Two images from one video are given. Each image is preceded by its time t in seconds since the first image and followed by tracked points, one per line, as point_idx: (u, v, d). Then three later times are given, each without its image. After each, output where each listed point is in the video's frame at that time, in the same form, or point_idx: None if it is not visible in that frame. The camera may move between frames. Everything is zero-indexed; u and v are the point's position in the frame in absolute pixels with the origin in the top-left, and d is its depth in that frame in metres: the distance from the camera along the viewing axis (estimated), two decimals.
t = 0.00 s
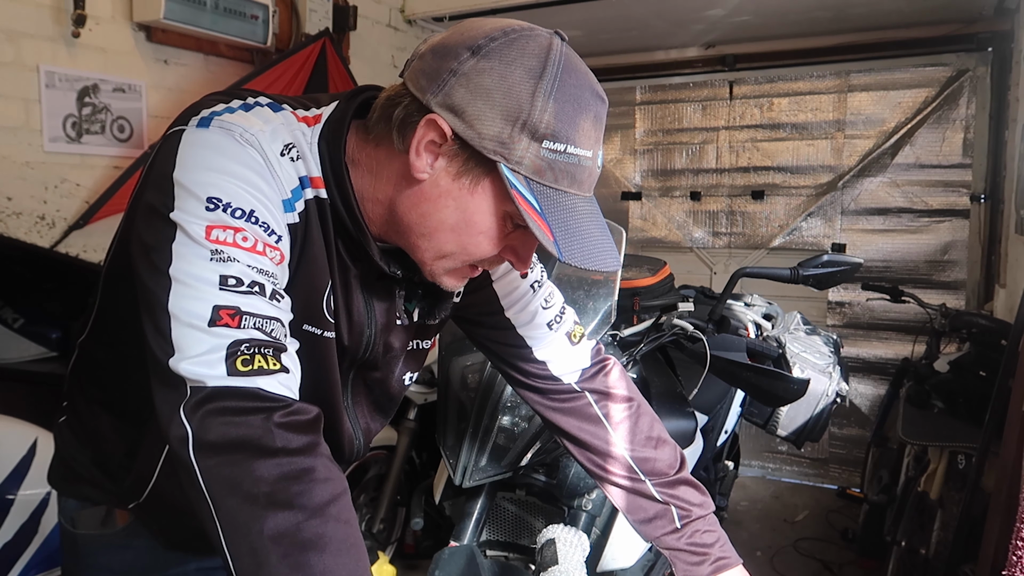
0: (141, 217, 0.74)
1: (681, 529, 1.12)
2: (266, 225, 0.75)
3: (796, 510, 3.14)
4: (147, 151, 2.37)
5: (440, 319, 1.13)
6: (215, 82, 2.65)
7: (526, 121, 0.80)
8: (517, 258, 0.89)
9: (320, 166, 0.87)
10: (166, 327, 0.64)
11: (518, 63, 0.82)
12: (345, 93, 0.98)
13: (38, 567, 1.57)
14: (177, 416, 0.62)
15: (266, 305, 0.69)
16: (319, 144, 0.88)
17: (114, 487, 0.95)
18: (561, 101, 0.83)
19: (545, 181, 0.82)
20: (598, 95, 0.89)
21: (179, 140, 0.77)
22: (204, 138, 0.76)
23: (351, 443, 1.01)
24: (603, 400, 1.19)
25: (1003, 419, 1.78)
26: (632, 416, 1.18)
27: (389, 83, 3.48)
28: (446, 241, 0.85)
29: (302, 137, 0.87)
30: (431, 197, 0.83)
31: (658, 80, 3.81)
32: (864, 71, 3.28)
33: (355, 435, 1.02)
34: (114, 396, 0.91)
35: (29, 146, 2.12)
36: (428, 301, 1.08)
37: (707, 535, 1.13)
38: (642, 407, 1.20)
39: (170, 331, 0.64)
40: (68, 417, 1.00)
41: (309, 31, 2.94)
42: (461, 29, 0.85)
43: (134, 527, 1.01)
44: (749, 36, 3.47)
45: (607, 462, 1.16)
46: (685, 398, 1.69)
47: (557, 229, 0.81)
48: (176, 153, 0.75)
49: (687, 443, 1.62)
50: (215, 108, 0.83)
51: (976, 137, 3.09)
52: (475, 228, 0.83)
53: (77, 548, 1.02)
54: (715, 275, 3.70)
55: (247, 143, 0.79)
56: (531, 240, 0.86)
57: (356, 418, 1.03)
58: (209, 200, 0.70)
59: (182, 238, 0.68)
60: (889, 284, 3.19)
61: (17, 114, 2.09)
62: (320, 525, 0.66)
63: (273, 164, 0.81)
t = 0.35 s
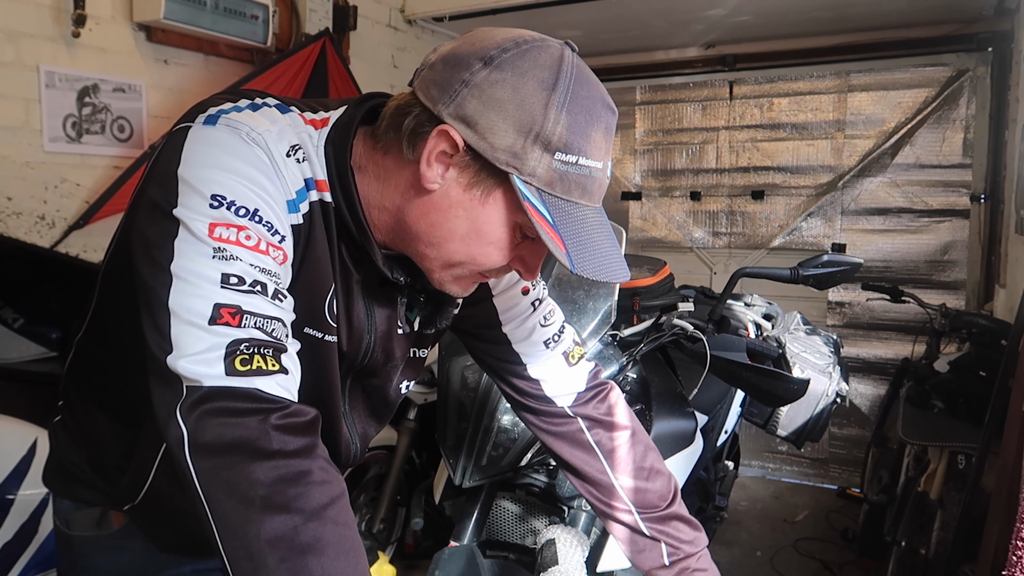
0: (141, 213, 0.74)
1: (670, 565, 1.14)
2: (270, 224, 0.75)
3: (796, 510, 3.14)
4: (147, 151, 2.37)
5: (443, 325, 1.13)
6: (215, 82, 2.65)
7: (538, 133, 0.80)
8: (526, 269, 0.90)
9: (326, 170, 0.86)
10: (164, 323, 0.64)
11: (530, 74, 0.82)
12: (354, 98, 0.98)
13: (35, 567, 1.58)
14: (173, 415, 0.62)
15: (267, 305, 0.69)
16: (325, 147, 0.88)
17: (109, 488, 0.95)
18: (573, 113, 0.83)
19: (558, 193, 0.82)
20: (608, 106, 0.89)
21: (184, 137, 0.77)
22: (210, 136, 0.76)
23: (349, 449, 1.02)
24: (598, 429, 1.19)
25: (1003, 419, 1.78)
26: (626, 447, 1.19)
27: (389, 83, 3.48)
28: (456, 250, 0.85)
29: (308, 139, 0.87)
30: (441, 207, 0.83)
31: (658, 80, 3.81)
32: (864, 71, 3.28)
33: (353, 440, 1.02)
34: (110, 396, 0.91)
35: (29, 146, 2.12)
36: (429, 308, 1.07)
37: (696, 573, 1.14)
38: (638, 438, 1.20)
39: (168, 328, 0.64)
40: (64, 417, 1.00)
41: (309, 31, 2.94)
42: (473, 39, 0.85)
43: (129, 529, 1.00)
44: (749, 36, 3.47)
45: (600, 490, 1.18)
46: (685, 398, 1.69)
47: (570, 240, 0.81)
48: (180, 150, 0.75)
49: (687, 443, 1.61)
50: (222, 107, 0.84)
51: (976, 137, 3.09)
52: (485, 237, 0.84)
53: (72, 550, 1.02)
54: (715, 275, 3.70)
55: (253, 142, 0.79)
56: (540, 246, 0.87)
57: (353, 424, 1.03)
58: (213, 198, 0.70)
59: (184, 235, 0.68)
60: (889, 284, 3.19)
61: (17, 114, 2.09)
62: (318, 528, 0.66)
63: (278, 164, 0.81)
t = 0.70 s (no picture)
0: (140, 211, 0.74)
1: (679, 529, 1.13)
2: (268, 222, 0.75)
3: (796, 510, 3.14)
4: (147, 151, 2.37)
5: (445, 324, 1.13)
6: (215, 82, 2.65)
7: (539, 134, 0.80)
8: (525, 269, 0.90)
9: (325, 168, 0.87)
10: (162, 321, 0.64)
11: (532, 74, 0.82)
12: (354, 95, 0.98)
13: (35, 568, 1.58)
14: (171, 417, 0.62)
15: (265, 303, 0.69)
16: (324, 143, 0.88)
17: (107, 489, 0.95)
18: (576, 114, 0.83)
19: (558, 195, 0.82)
20: (611, 107, 0.88)
21: (183, 134, 0.77)
22: (208, 134, 0.76)
23: (348, 449, 1.02)
24: (600, 402, 1.20)
25: (1003, 419, 1.78)
26: (629, 416, 1.20)
27: (389, 83, 3.47)
28: (455, 251, 0.85)
29: (306, 136, 0.87)
30: (442, 208, 0.83)
31: (658, 80, 3.81)
32: (864, 71, 3.28)
33: (353, 440, 1.02)
34: (108, 396, 0.91)
35: (29, 146, 2.12)
36: (429, 307, 1.07)
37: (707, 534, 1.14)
38: (639, 407, 1.21)
39: (166, 327, 0.64)
40: (62, 417, 1.00)
41: (309, 31, 2.94)
42: (476, 37, 0.85)
43: (127, 531, 1.00)
44: (749, 36, 3.47)
45: (605, 463, 1.18)
46: (685, 398, 1.69)
47: (570, 243, 0.81)
48: (178, 148, 0.75)
49: (687, 443, 1.61)
50: (219, 104, 0.84)
51: (976, 137, 3.09)
52: (485, 238, 0.84)
53: (70, 551, 1.02)
54: (715, 275, 3.70)
55: (252, 140, 0.79)
56: (539, 249, 0.88)
57: (354, 424, 1.03)
58: (210, 196, 0.70)
59: (182, 234, 0.68)
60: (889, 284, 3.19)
61: (17, 114, 2.09)
62: (317, 529, 0.66)
63: (277, 161, 0.81)
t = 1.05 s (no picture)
0: (146, 209, 0.74)
1: (680, 532, 1.13)
2: (274, 222, 0.75)
3: (796, 510, 3.14)
4: (147, 151, 2.37)
5: (447, 324, 1.13)
6: (215, 82, 2.65)
7: (545, 130, 0.81)
8: (522, 271, 0.90)
9: (330, 168, 0.87)
10: (168, 318, 0.64)
11: (541, 74, 0.83)
12: (358, 96, 0.98)
13: (36, 567, 1.58)
14: (177, 414, 0.62)
15: (271, 302, 0.69)
16: (329, 144, 0.88)
17: (108, 489, 0.95)
18: (581, 114, 0.84)
19: (558, 191, 0.82)
20: (616, 114, 0.90)
21: (190, 133, 0.77)
22: (216, 132, 0.76)
23: (351, 449, 1.01)
24: (599, 406, 1.20)
25: (1004, 419, 1.78)
26: (628, 421, 1.20)
27: (389, 83, 3.47)
28: (453, 246, 0.84)
29: (312, 136, 0.88)
30: (443, 200, 0.82)
31: (658, 80, 3.81)
32: (864, 71, 3.28)
33: (355, 441, 1.02)
34: (110, 396, 0.91)
35: (29, 146, 2.12)
36: (431, 308, 1.08)
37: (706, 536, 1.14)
38: (637, 412, 1.22)
39: (172, 326, 0.64)
40: (62, 418, 0.99)
41: (309, 31, 2.94)
42: (487, 39, 0.87)
43: (127, 532, 1.00)
44: (749, 36, 3.46)
45: (605, 467, 1.17)
46: (685, 398, 1.69)
47: (568, 240, 0.81)
48: (186, 146, 0.75)
49: (687, 443, 1.62)
50: (226, 104, 0.83)
51: (976, 137, 3.09)
52: (484, 235, 0.83)
53: (73, 551, 1.02)
54: (715, 275, 3.70)
55: (259, 140, 0.79)
56: (538, 254, 0.87)
57: (355, 424, 1.03)
58: (218, 195, 0.70)
59: (188, 232, 0.68)
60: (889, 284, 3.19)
61: (17, 114, 2.09)
62: (323, 528, 0.66)
63: (283, 161, 0.81)
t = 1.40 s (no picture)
0: (144, 209, 0.74)
1: (666, 539, 1.14)
2: (272, 221, 0.75)
3: (796, 510, 3.14)
4: (147, 151, 2.37)
5: (446, 323, 1.14)
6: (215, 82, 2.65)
7: (541, 133, 0.81)
8: (516, 275, 0.90)
9: (332, 168, 0.87)
10: (168, 319, 0.64)
11: (542, 76, 0.83)
12: (357, 93, 0.98)
13: (35, 568, 1.58)
14: (175, 416, 0.62)
15: (269, 303, 0.69)
16: (328, 143, 0.89)
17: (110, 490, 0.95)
18: (580, 118, 0.84)
19: (553, 196, 0.82)
20: (619, 121, 0.89)
21: (189, 132, 0.77)
22: (214, 132, 0.76)
23: (352, 449, 1.02)
24: (593, 411, 1.20)
25: (1004, 419, 1.77)
26: (620, 426, 1.20)
27: (389, 83, 3.47)
28: (447, 245, 0.85)
29: (311, 134, 0.88)
30: (438, 199, 0.83)
31: (658, 80, 3.81)
32: (864, 71, 3.28)
33: (356, 440, 1.02)
34: (112, 397, 0.91)
35: (29, 146, 2.12)
36: (431, 306, 1.08)
37: (691, 545, 1.14)
38: (630, 417, 1.22)
39: (171, 327, 0.64)
40: (64, 419, 0.99)
41: (309, 31, 2.94)
42: (493, 38, 0.87)
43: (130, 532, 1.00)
44: (749, 36, 3.46)
45: (596, 470, 1.17)
46: (685, 398, 1.69)
47: (559, 245, 0.81)
48: (184, 146, 0.75)
49: (686, 443, 1.62)
50: (224, 103, 0.83)
51: (976, 137, 3.09)
52: (477, 235, 0.83)
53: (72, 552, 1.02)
54: (715, 275, 3.70)
55: (257, 139, 0.79)
56: (531, 258, 0.87)
57: (357, 424, 1.02)
58: (215, 195, 0.70)
59: (186, 232, 0.68)
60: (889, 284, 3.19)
61: (17, 114, 2.09)
62: (323, 529, 0.66)
63: (281, 160, 0.81)
